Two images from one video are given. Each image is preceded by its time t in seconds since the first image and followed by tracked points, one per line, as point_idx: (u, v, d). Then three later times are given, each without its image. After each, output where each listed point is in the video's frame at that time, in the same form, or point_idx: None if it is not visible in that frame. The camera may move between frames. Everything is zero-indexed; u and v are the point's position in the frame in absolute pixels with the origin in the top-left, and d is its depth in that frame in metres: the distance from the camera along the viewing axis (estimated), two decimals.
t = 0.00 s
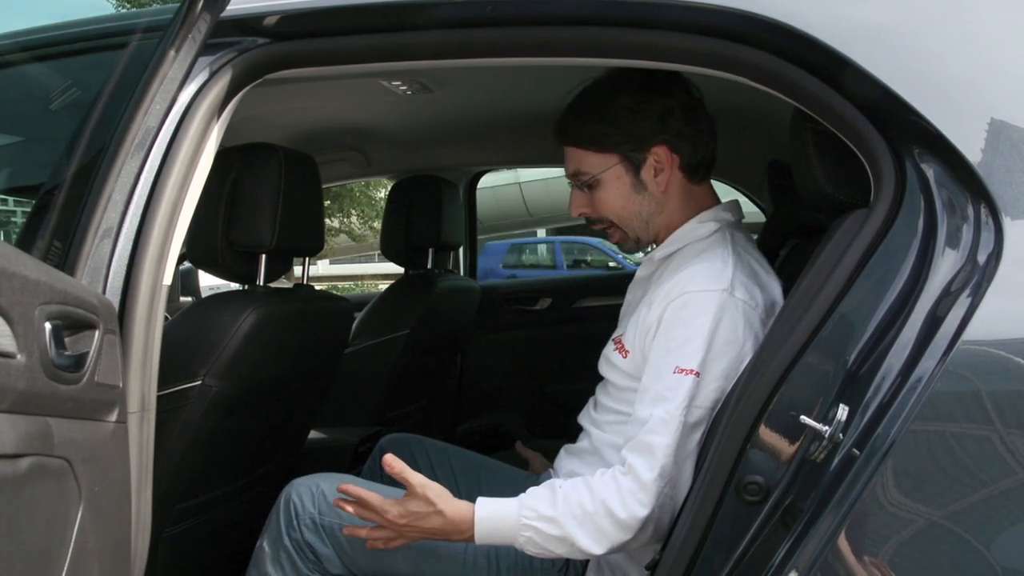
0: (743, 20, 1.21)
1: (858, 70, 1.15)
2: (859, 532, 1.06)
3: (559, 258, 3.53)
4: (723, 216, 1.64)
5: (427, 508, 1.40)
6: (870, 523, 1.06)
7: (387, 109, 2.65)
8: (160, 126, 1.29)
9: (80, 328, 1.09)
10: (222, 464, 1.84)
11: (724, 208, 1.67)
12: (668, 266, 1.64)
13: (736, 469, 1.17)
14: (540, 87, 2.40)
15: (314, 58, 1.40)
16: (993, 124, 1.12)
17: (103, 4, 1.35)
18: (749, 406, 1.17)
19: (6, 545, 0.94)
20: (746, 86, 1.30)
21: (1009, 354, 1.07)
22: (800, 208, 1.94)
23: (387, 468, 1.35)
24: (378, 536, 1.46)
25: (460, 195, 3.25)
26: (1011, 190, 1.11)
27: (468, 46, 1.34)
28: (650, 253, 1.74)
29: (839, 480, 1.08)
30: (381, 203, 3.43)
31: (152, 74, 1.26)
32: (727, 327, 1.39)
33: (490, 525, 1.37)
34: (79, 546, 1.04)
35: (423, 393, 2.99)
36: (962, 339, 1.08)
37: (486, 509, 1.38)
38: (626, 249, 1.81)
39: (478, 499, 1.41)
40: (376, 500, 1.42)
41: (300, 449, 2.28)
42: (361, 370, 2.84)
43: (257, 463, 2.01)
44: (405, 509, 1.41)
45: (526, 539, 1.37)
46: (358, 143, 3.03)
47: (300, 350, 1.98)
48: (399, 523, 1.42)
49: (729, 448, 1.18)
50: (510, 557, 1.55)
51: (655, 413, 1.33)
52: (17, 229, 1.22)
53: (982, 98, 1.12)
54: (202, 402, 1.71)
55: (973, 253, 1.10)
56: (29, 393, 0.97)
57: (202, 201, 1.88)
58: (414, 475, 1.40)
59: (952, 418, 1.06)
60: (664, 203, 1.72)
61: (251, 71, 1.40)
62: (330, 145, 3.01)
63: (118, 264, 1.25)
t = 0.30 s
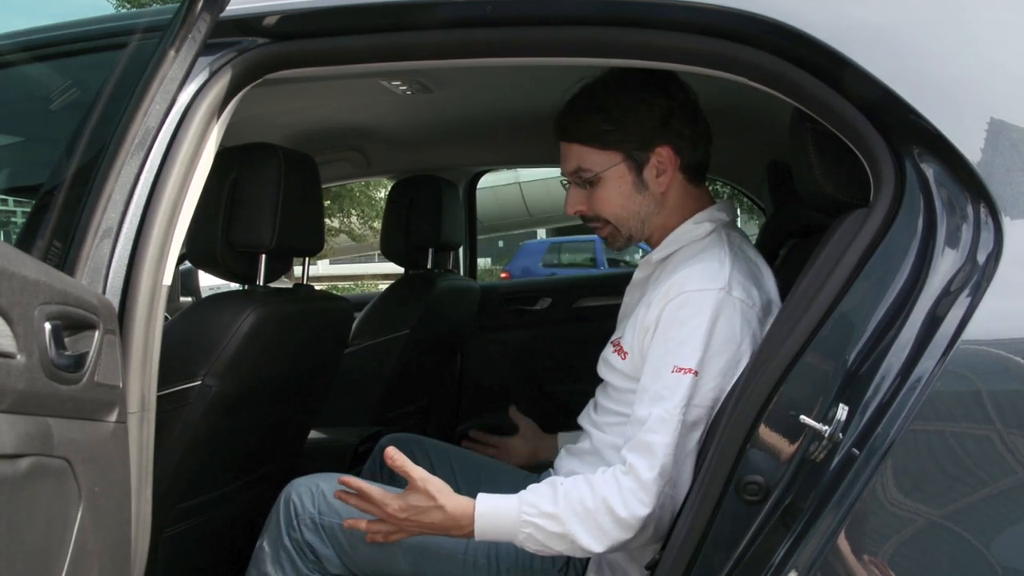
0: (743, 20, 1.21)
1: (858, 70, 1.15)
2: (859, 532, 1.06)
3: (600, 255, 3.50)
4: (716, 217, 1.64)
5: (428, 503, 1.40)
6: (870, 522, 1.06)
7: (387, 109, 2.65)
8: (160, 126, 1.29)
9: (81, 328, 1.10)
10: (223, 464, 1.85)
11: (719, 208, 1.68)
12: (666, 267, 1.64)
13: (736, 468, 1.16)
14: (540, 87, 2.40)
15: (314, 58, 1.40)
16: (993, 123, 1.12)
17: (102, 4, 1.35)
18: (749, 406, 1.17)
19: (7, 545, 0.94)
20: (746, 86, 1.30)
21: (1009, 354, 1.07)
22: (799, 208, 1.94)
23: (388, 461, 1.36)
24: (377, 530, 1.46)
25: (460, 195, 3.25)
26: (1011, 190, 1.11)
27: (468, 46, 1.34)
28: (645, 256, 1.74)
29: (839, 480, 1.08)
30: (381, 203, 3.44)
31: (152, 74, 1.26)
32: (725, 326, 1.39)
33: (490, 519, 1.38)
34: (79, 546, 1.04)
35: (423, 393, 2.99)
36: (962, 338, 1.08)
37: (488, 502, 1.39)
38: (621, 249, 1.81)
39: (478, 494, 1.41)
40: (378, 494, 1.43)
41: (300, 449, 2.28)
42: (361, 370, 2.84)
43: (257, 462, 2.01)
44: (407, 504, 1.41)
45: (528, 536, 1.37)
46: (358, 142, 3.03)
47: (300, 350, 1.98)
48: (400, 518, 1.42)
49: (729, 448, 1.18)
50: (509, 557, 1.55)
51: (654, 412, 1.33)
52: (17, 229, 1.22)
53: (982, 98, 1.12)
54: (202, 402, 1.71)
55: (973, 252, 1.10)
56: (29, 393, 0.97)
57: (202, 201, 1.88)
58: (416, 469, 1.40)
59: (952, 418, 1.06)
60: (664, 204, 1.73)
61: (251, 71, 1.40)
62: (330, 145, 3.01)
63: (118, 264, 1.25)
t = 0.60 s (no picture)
0: (743, 20, 1.21)
1: (858, 69, 1.15)
2: (859, 531, 1.06)
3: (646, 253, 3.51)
4: (714, 217, 1.66)
5: (429, 504, 1.43)
6: (870, 522, 1.06)
7: (387, 109, 2.65)
8: (159, 126, 1.29)
9: (80, 328, 1.10)
10: (223, 463, 1.85)
11: (716, 209, 1.69)
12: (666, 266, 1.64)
13: (735, 468, 1.16)
14: (540, 87, 2.40)
15: (314, 58, 1.40)
16: (993, 123, 1.12)
17: (102, 4, 1.35)
18: (748, 405, 1.17)
19: (7, 545, 0.94)
20: (747, 86, 1.30)
21: (1009, 353, 1.07)
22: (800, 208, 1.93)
23: (389, 459, 1.39)
24: (382, 533, 1.50)
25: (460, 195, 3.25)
26: (1011, 189, 1.11)
27: (467, 46, 1.34)
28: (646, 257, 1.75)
29: (839, 479, 1.08)
30: (381, 203, 3.44)
31: (152, 74, 1.26)
32: (724, 324, 1.39)
33: (489, 515, 1.39)
34: (79, 547, 1.04)
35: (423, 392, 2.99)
36: (962, 337, 1.08)
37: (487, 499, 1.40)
38: (638, 230, 1.80)
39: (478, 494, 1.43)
40: (383, 498, 1.47)
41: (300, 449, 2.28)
42: (361, 371, 2.84)
43: (257, 463, 2.01)
44: (409, 506, 1.45)
45: (526, 533, 1.37)
46: (358, 143, 3.03)
47: (300, 349, 1.98)
48: (404, 521, 1.46)
49: (729, 447, 1.18)
50: (510, 556, 1.55)
51: (653, 409, 1.33)
52: (17, 229, 1.22)
53: (982, 98, 1.12)
54: (202, 402, 1.71)
55: (973, 252, 1.10)
56: (28, 393, 0.97)
57: (201, 201, 1.88)
58: (417, 470, 1.44)
59: (952, 418, 1.06)
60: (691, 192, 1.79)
61: (251, 71, 1.40)
62: (330, 145, 3.01)
63: (118, 264, 1.25)
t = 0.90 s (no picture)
0: (743, 20, 1.21)
1: (858, 69, 1.15)
2: (859, 531, 1.06)
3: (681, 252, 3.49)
4: (742, 218, 1.64)
5: (426, 497, 1.42)
6: (870, 522, 1.06)
7: (387, 109, 2.65)
8: (159, 126, 1.29)
9: (80, 328, 1.10)
10: (223, 463, 1.85)
11: (748, 211, 1.67)
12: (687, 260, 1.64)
13: (735, 468, 1.16)
14: (539, 87, 2.40)
15: (314, 58, 1.40)
16: (993, 123, 1.12)
17: (102, 4, 1.34)
18: (748, 405, 1.17)
19: (7, 545, 0.94)
20: (747, 86, 1.30)
21: (1009, 353, 1.07)
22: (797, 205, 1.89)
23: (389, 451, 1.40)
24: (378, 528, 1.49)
25: (460, 195, 3.25)
26: (1011, 189, 1.12)
27: (467, 46, 1.35)
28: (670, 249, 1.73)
29: (839, 480, 1.08)
30: (381, 203, 3.44)
31: (152, 74, 1.26)
32: (736, 324, 1.38)
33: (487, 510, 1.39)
34: (79, 547, 1.04)
35: (422, 392, 2.99)
36: (962, 338, 1.08)
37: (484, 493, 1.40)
38: (667, 213, 1.75)
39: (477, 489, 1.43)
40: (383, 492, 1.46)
41: (300, 449, 2.28)
42: (360, 370, 2.84)
43: (257, 463, 2.01)
44: (408, 500, 1.44)
45: (524, 527, 1.37)
46: (358, 143, 3.03)
47: (300, 349, 1.98)
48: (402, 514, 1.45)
49: (729, 446, 1.18)
50: (510, 556, 1.55)
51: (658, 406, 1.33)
52: (17, 229, 1.22)
53: (982, 98, 1.12)
54: (202, 402, 1.71)
55: (973, 252, 1.10)
56: (28, 393, 0.97)
57: (201, 201, 1.88)
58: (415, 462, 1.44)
59: (952, 418, 1.06)
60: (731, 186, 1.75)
61: (251, 71, 1.40)
62: (330, 145, 3.01)
63: (118, 264, 1.25)
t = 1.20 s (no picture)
0: (743, 20, 1.21)
1: (858, 69, 1.15)
2: (859, 531, 1.06)
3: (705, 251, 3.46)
4: (761, 214, 1.64)
5: (445, 423, 1.47)
6: (870, 522, 1.06)
7: (387, 109, 2.65)
8: (159, 127, 1.29)
9: (80, 328, 1.10)
10: (223, 463, 1.85)
11: (767, 208, 1.67)
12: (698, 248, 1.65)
13: (735, 468, 1.16)
14: (539, 87, 2.40)
15: (314, 58, 1.40)
16: (993, 123, 1.12)
17: (103, 4, 1.35)
18: (748, 405, 1.17)
19: (7, 546, 0.94)
20: (747, 86, 1.30)
21: (1009, 353, 1.07)
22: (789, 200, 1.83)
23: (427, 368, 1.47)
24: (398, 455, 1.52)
25: (460, 195, 3.25)
26: (1011, 189, 1.12)
27: (467, 46, 1.34)
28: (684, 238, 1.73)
29: (839, 479, 1.08)
30: (381, 203, 3.44)
31: (152, 74, 1.26)
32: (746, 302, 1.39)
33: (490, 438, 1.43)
34: (79, 547, 1.04)
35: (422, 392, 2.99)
36: (962, 338, 1.08)
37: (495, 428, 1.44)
38: (678, 203, 1.74)
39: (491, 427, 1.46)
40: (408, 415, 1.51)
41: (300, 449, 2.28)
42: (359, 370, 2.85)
43: (257, 463, 2.01)
44: (428, 421, 1.48)
45: (520, 461, 1.39)
46: (358, 143, 3.04)
47: (300, 349, 1.98)
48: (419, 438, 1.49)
49: (730, 446, 1.17)
50: (509, 558, 1.55)
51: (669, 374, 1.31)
52: (17, 229, 1.22)
53: (982, 98, 1.12)
54: (202, 402, 1.71)
55: (973, 252, 1.10)
56: (28, 393, 0.97)
57: (201, 201, 1.88)
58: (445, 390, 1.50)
59: (952, 418, 1.06)
60: (750, 188, 1.71)
61: (251, 71, 1.40)
62: (330, 145, 3.01)
63: (118, 264, 1.25)
